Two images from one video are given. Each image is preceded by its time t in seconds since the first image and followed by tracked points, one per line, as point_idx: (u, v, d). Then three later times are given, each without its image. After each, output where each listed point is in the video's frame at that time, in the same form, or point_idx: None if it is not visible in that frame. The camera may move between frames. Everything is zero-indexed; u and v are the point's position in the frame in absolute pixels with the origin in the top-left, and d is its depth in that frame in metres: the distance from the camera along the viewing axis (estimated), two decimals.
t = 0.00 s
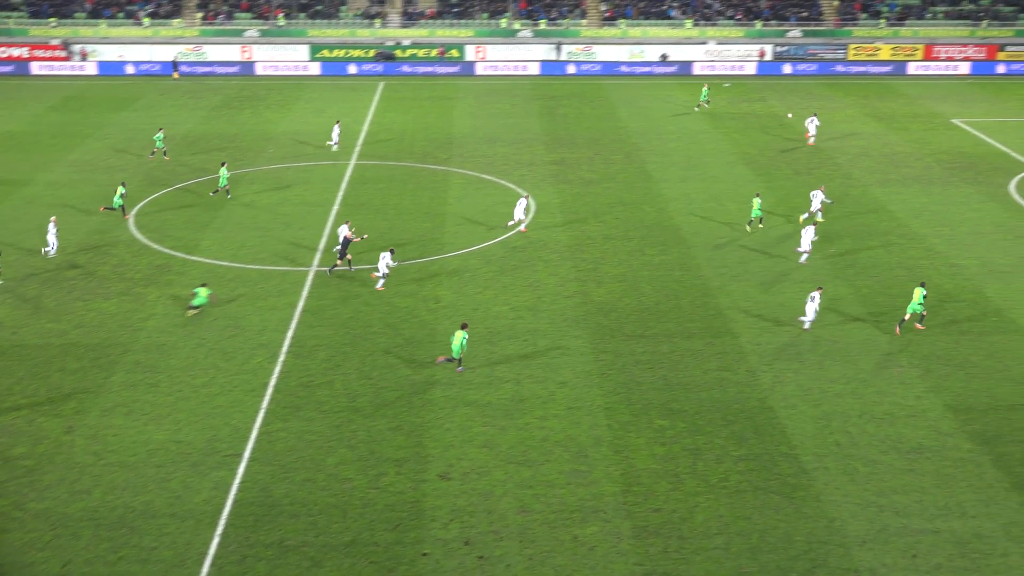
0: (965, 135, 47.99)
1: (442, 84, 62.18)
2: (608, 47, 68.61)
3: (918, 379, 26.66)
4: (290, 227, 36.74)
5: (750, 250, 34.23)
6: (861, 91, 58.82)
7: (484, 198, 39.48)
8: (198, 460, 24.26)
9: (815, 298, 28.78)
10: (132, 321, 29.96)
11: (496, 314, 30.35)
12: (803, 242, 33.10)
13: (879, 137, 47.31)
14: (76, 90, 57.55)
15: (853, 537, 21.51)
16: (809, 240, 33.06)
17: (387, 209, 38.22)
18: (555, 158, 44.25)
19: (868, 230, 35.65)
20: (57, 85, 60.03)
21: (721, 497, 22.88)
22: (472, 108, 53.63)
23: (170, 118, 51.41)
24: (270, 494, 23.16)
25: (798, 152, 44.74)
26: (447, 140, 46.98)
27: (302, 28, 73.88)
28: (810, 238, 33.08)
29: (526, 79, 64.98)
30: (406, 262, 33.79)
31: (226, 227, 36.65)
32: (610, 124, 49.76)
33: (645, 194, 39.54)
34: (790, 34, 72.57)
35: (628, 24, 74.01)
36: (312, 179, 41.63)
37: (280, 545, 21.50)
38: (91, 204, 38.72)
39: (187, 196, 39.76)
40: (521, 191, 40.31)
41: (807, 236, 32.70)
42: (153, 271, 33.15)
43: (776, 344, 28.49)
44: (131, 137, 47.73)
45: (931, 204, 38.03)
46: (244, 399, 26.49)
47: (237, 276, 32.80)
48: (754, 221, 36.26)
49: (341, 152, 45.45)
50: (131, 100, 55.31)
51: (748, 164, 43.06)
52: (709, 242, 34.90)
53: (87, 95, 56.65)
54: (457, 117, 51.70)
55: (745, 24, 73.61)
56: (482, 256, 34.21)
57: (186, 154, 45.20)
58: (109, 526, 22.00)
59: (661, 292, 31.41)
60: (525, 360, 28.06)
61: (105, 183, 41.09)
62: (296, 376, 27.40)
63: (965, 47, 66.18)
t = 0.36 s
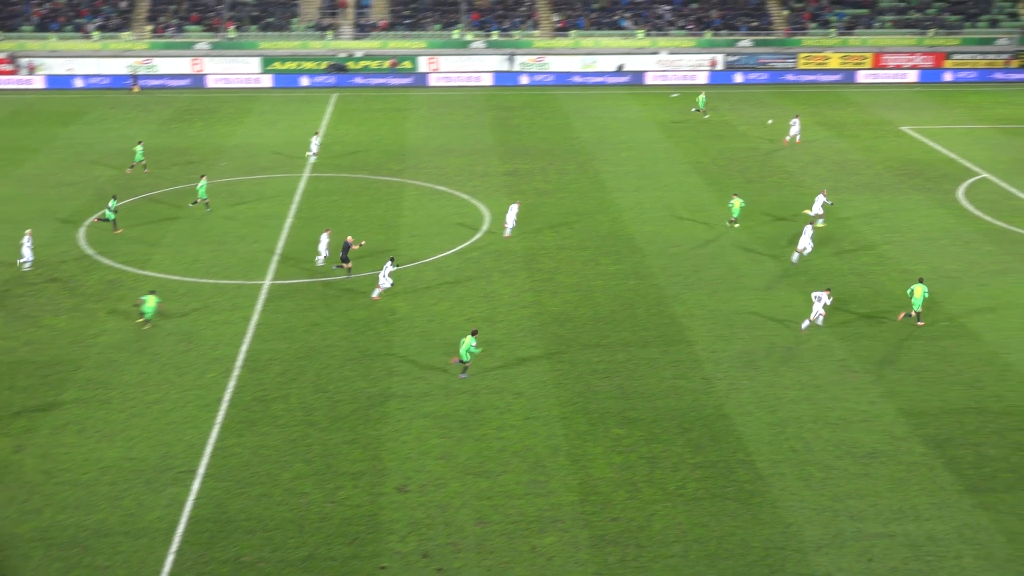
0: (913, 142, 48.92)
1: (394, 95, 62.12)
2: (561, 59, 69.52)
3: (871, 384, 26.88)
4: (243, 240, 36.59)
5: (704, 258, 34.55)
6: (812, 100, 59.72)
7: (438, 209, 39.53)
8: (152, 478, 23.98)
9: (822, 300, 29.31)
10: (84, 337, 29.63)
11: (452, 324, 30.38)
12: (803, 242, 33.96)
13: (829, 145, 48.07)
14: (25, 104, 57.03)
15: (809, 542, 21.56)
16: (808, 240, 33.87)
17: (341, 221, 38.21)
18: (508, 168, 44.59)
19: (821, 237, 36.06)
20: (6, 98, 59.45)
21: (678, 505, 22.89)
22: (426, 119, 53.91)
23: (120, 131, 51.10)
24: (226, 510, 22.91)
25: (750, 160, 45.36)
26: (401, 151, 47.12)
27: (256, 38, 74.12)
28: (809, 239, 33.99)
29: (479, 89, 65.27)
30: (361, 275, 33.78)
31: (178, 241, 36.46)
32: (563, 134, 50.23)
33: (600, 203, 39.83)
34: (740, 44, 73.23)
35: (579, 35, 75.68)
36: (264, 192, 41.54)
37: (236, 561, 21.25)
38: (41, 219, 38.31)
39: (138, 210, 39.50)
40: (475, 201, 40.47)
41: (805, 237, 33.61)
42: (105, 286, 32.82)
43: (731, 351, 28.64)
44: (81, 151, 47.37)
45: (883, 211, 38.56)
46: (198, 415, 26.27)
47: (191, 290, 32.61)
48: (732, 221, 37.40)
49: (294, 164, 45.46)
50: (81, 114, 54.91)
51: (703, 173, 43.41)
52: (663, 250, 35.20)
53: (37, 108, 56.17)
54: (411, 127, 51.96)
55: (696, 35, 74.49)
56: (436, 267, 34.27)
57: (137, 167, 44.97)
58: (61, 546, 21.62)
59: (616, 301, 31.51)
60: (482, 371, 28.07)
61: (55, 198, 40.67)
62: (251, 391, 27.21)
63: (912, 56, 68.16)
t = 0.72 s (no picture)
0: (851, 146, 50.18)
1: (337, 102, 62.70)
2: (505, 64, 69.92)
3: (816, 384, 27.14)
4: (187, 249, 36.42)
5: (649, 262, 34.97)
6: (752, 105, 61.19)
7: (384, 216, 39.65)
8: (96, 491, 23.54)
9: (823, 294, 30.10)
10: (25, 350, 29.19)
11: (398, 332, 30.42)
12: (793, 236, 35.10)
13: (769, 150, 49.04)
14: None
15: (758, 541, 21.39)
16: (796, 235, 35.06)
17: (286, 229, 38.25)
18: (453, 174, 45.05)
19: (764, 241, 36.70)
20: None
21: (628, 507, 22.67)
22: (372, 126, 54.33)
23: (61, 140, 50.62)
24: (172, 522, 22.49)
25: (693, 165, 46.16)
26: (347, 159, 47.34)
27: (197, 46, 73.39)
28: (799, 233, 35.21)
29: (423, 95, 66.52)
30: (307, 282, 33.76)
31: (120, 250, 36.20)
32: (508, 139, 51.27)
33: (546, 209, 40.25)
34: (683, 47, 73.18)
35: (523, 41, 74.91)
36: (208, 201, 41.46)
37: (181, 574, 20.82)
38: None
39: (79, 220, 39.12)
40: (421, 207, 40.69)
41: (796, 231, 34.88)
42: (45, 298, 32.36)
43: (678, 354, 28.85)
44: (20, 159, 46.80)
45: (826, 216, 39.43)
46: (143, 427, 25.94)
47: (135, 300, 32.32)
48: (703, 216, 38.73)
49: (238, 172, 45.47)
50: (20, 123, 54.26)
51: (647, 179, 44.05)
52: (608, 255, 35.60)
53: None
54: (356, 134, 52.38)
55: (639, 40, 74.75)
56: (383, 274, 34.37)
57: (79, 176, 44.63)
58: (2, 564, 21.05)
59: (562, 305, 31.77)
60: (429, 378, 28.02)
61: None
62: (197, 402, 26.95)
63: (852, 58, 72.25)
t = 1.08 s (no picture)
0: (793, 146, 51.04)
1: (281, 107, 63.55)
2: (449, 67, 70.50)
3: (762, 383, 27.35)
4: (130, 256, 36.05)
5: (595, 263, 35.22)
6: (696, 106, 61.86)
7: (329, 221, 39.60)
8: (40, 503, 23.08)
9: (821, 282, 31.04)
10: None
11: (345, 337, 30.33)
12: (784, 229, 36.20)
13: (714, 150, 49.72)
14: None
15: (708, 540, 21.29)
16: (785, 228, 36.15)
17: (230, 235, 38.06)
18: (398, 178, 45.09)
19: (710, 241, 37.04)
20: None
21: (578, 508, 22.51)
22: (316, 130, 54.34)
23: None
24: (117, 533, 22.06)
25: (637, 166, 46.64)
26: (291, 164, 47.25)
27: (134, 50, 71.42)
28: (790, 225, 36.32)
29: (367, 99, 67.00)
30: (253, 288, 33.56)
31: (61, 258, 35.75)
32: (453, 142, 51.45)
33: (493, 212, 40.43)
34: (627, 49, 73.72)
35: (466, 44, 74.19)
36: (150, 207, 41.11)
37: None
38: None
39: (18, 228, 38.56)
40: (367, 211, 40.69)
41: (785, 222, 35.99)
42: None
43: (625, 355, 28.99)
44: None
45: (771, 215, 39.86)
46: (87, 438, 25.54)
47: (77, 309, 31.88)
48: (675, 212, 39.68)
49: (181, 177, 45.13)
50: None
51: (593, 182, 44.30)
52: (554, 257, 35.83)
53: None
54: (300, 138, 52.33)
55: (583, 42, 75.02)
56: (329, 279, 34.29)
57: (17, 183, 44.01)
58: None
59: (509, 308, 31.85)
60: (377, 383, 27.90)
61: None
62: (143, 412, 26.61)
63: (793, 60, 73.27)
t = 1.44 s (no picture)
0: (727, 145, 51.37)
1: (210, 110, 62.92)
2: (379, 69, 69.75)
3: (699, 384, 27.29)
4: (52, 267, 34.94)
5: (531, 266, 34.99)
6: (630, 105, 62.08)
7: (258, 227, 38.88)
8: None
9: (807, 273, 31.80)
10: None
11: (277, 346, 29.68)
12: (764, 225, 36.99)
13: (649, 150, 49.89)
14: None
15: (648, 544, 21.07)
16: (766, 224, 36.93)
17: (158, 243, 37.15)
18: (330, 182, 44.41)
19: (647, 242, 37.05)
20: None
21: (517, 515, 22.15)
22: (245, 134, 53.41)
23: None
24: (40, 554, 21.16)
25: (572, 167, 46.57)
26: (219, 169, 46.36)
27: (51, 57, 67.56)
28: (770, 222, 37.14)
29: (298, 103, 66.46)
30: (181, 297, 32.75)
31: None
32: (385, 145, 50.88)
33: (427, 216, 40.02)
34: (561, 50, 72.60)
35: (395, 47, 73.44)
36: (73, 215, 39.98)
37: None
38: None
39: None
40: (298, 217, 40.05)
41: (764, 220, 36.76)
42: None
43: (562, 359, 28.76)
44: None
45: (708, 216, 40.00)
46: (8, 455, 24.55)
47: None
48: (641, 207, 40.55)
49: (104, 185, 43.94)
50: None
51: (529, 184, 44.10)
52: (490, 261, 35.53)
53: None
54: (229, 143, 51.38)
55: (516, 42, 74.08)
56: (260, 287, 33.61)
57: None
58: None
59: (445, 314, 31.46)
60: (311, 392, 27.31)
61: None
62: (67, 427, 25.69)
63: (727, 58, 73.99)
